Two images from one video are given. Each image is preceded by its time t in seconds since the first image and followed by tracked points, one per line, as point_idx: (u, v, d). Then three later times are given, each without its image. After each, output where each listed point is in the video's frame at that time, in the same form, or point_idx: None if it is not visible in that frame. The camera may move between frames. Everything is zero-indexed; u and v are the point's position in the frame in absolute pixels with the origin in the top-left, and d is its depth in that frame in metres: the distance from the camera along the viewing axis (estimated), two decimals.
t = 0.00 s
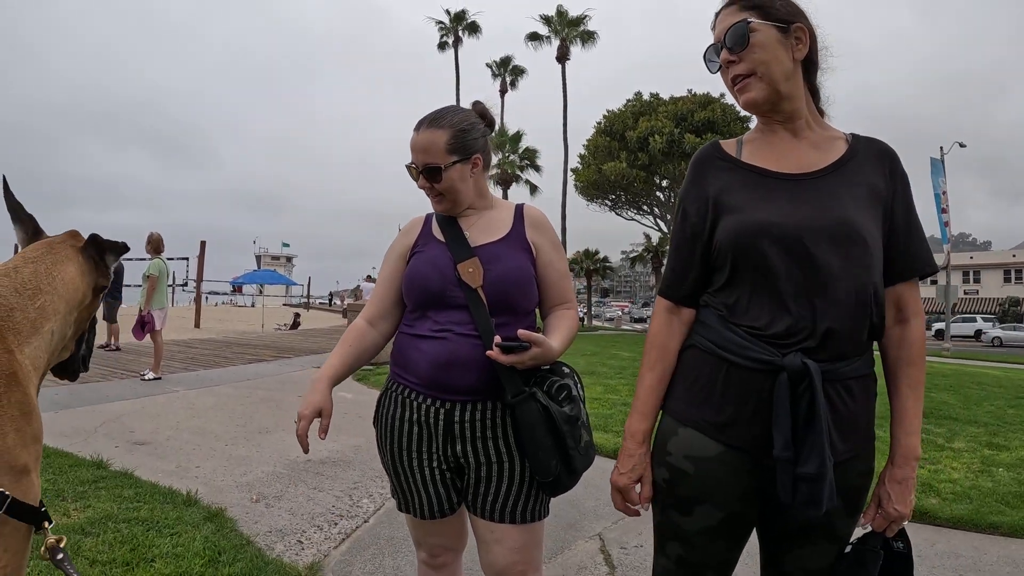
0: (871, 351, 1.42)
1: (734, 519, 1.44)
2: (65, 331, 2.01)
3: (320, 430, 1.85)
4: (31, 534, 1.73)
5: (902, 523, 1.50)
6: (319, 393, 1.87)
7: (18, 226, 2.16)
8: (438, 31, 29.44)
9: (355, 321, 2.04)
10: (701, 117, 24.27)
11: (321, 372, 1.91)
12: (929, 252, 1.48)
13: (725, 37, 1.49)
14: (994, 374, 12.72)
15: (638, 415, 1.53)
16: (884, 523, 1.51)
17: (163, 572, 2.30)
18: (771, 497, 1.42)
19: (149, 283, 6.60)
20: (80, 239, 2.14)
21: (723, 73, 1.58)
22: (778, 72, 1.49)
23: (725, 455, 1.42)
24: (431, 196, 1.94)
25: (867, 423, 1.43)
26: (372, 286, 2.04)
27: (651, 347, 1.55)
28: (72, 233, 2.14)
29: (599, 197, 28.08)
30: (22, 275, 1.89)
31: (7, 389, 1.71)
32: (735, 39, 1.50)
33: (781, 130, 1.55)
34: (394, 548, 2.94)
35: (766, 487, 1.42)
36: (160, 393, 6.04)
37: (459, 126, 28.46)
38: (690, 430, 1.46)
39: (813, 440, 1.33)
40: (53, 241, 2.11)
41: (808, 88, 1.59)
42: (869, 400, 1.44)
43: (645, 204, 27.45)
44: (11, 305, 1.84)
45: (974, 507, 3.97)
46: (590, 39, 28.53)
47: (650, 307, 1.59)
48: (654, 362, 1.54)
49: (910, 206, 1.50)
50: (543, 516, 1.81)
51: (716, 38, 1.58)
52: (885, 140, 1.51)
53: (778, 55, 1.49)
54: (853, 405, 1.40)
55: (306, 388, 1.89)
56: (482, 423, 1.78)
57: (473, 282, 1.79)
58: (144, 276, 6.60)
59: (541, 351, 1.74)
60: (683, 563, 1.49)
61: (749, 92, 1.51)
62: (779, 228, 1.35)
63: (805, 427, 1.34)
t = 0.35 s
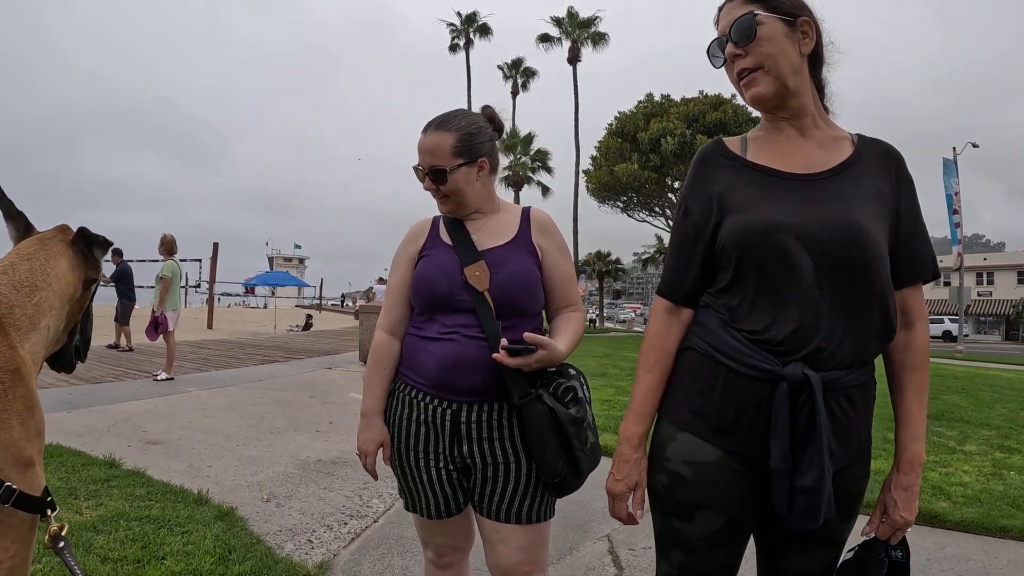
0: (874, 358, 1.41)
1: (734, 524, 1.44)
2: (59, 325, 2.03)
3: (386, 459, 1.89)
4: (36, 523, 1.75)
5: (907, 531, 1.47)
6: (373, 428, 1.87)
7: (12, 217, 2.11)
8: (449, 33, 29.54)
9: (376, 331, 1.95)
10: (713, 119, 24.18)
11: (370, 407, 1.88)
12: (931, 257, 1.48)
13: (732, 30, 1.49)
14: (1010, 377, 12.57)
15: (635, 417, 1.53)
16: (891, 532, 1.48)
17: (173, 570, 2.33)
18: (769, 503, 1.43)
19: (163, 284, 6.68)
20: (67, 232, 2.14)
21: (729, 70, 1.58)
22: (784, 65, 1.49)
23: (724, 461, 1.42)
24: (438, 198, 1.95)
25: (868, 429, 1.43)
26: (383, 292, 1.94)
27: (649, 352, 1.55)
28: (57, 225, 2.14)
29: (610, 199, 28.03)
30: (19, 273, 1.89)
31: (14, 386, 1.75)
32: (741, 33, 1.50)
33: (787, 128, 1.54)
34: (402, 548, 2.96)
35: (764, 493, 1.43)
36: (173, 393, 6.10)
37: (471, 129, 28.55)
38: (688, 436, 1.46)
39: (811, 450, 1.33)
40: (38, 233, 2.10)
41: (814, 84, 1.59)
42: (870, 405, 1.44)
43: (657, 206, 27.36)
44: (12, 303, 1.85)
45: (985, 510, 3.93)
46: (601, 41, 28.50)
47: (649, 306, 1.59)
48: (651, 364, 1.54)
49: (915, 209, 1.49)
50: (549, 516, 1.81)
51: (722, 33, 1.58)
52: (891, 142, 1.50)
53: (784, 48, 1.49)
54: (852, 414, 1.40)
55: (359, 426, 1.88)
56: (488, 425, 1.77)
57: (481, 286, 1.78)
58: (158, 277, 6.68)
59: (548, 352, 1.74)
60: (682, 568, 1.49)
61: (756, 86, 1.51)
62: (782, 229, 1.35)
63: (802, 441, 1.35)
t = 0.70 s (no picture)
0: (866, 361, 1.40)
1: (734, 532, 1.43)
2: (71, 322, 2.06)
3: (372, 457, 1.87)
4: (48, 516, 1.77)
5: (911, 543, 1.42)
6: (367, 423, 1.85)
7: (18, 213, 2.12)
8: (459, 37, 29.63)
9: (383, 333, 1.95)
10: (722, 122, 24.12)
11: (365, 404, 1.87)
12: (918, 260, 1.47)
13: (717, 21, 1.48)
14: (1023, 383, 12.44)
15: (627, 423, 1.51)
16: (893, 544, 1.41)
17: (183, 568, 2.34)
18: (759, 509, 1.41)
19: (174, 285, 6.74)
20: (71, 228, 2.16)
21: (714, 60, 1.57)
22: (768, 56, 1.47)
23: (718, 469, 1.41)
24: (443, 197, 1.95)
25: (860, 434, 1.40)
26: (392, 292, 1.94)
27: (636, 359, 1.54)
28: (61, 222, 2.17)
29: (620, 202, 27.99)
30: (35, 271, 1.92)
31: (35, 378, 1.78)
32: (726, 24, 1.49)
33: (774, 123, 1.53)
34: (410, 549, 2.96)
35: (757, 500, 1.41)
36: (183, 394, 6.15)
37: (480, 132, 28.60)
38: (680, 443, 1.46)
39: (803, 457, 1.32)
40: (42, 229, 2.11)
41: (804, 79, 1.57)
42: (862, 411, 1.41)
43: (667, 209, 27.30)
44: (32, 300, 1.88)
45: (993, 515, 3.89)
46: (610, 45, 28.50)
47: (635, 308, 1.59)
48: (643, 368, 1.52)
49: (906, 208, 1.47)
50: (556, 516, 1.80)
51: (709, 25, 1.58)
52: (882, 138, 1.48)
53: (769, 40, 1.47)
54: (845, 416, 1.38)
55: (355, 417, 1.87)
56: (494, 427, 1.77)
57: (491, 288, 1.78)
58: (169, 279, 6.74)
59: (556, 354, 1.74)
60: None
61: (739, 77, 1.50)
62: (767, 228, 1.34)
63: (789, 448, 1.35)
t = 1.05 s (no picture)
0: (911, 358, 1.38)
1: (776, 539, 1.42)
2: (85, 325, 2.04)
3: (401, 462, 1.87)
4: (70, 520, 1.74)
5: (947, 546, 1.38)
6: (391, 431, 1.85)
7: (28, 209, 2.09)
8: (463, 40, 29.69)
9: (398, 335, 1.92)
10: (727, 126, 24.10)
11: (389, 409, 1.85)
12: (954, 258, 1.47)
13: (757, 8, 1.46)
14: None
15: (672, 435, 1.49)
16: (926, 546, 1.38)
17: (193, 569, 2.33)
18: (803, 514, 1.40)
19: (181, 287, 6.74)
20: (78, 228, 2.13)
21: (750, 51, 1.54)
22: (810, 46, 1.45)
23: (763, 476, 1.40)
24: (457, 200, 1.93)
25: (902, 434, 1.38)
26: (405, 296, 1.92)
27: (675, 366, 1.51)
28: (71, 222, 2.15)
29: (624, 205, 27.95)
30: (53, 274, 1.90)
31: (61, 382, 1.74)
32: (767, 12, 1.46)
33: (812, 118, 1.50)
34: (419, 551, 2.94)
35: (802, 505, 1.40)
36: (189, 395, 6.14)
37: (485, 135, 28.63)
38: (724, 451, 1.44)
39: (851, 459, 1.31)
40: (51, 230, 2.08)
41: (840, 72, 1.56)
42: (905, 410, 1.39)
43: (671, 212, 27.23)
44: (51, 302, 1.86)
45: (999, 518, 3.85)
46: (615, 47, 28.51)
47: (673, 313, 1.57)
48: (682, 376, 1.50)
49: (943, 205, 1.46)
50: (569, 518, 1.78)
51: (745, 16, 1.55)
52: (919, 134, 1.47)
53: (811, 29, 1.45)
54: (889, 417, 1.36)
55: (378, 426, 1.86)
56: (510, 428, 1.75)
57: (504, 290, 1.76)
58: (176, 280, 6.74)
59: (571, 358, 1.71)
60: None
61: (779, 67, 1.47)
62: (812, 233, 1.32)
63: (841, 450, 1.33)
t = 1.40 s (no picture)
0: (992, 369, 1.33)
1: (849, 550, 1.43)
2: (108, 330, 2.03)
3: (424, 468, 1.84)
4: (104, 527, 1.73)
5: None
6: (418, 434, 1.81)
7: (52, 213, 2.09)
8: (467, 42, 29.73)
9: (422, 340, 1.91)
10: (730, 128, 24.06)
11: (413, 413, 1.83)
12: None
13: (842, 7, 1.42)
14: None
15: (774, 446, 1.46)
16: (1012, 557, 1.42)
17: (210, 573, 2.31)
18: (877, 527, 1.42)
19: (188, 289, 6.74)
20: (97, 233, 2.12)
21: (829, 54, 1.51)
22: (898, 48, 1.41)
23: (840, 487, 1.41)
24: (483, 207, 1.92)
25: (988, 448, 1.34)
26: (429, 302, 1.91)
27: (768, 374, 1.50)
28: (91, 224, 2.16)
29: (628, 207, 27.92)
30: (78, 279, 1.90)
31: (95, 391, 1.72)
32: (849, 11, 1.44)
33: (892, 121, 1.47)
34: (433, 554, 2.92)
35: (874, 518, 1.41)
36: (196, 397, 6.13)
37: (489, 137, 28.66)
38: (806, 462, 1.45)
39: (926, 475, 1.30)
40: (71, 236, 2.06)
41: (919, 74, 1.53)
42: (994, 423, 1.34)
43: (675, 215, 27.19)
44: (79, 310, 1.85)
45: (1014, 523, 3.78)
46: (619, 50, 28.49)
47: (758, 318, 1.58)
48: (777, 382, 1.48)
49: None
50: (592, 522, 1.75)
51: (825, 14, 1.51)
52: (1005, 133, 1.41)
53: (898, 31, 1.42)
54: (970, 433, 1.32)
55: (402, 431, 1.83)
56: (535, 433, 1.73)
57: (529, 297, 1.74)
58: (183, 282, 6.74)
59: (595, 365, 1.69)
60: None
61: (866, 67, 1.43)
62: (891, 242, 1.30)
63: (913, 465, 1.32)
